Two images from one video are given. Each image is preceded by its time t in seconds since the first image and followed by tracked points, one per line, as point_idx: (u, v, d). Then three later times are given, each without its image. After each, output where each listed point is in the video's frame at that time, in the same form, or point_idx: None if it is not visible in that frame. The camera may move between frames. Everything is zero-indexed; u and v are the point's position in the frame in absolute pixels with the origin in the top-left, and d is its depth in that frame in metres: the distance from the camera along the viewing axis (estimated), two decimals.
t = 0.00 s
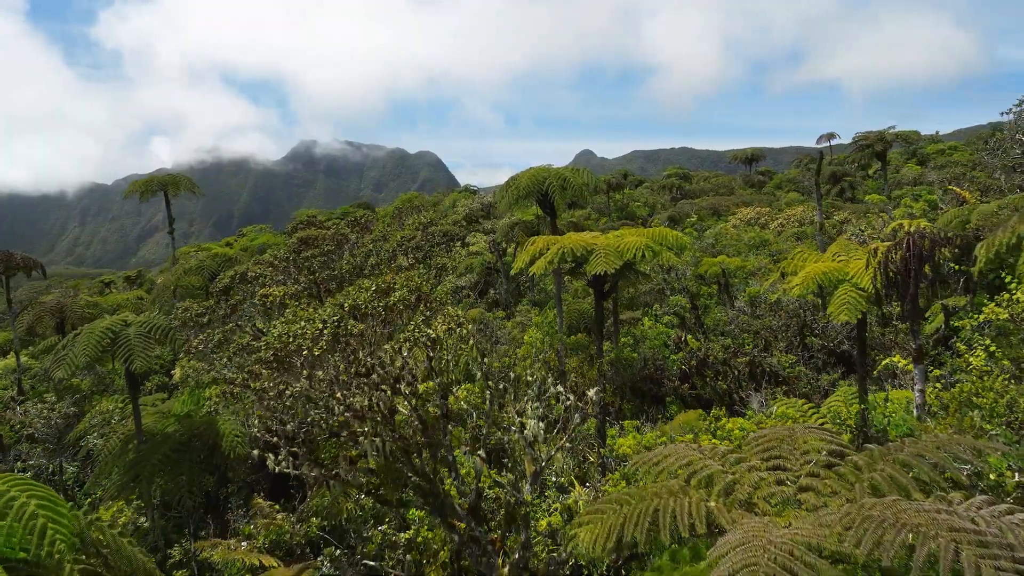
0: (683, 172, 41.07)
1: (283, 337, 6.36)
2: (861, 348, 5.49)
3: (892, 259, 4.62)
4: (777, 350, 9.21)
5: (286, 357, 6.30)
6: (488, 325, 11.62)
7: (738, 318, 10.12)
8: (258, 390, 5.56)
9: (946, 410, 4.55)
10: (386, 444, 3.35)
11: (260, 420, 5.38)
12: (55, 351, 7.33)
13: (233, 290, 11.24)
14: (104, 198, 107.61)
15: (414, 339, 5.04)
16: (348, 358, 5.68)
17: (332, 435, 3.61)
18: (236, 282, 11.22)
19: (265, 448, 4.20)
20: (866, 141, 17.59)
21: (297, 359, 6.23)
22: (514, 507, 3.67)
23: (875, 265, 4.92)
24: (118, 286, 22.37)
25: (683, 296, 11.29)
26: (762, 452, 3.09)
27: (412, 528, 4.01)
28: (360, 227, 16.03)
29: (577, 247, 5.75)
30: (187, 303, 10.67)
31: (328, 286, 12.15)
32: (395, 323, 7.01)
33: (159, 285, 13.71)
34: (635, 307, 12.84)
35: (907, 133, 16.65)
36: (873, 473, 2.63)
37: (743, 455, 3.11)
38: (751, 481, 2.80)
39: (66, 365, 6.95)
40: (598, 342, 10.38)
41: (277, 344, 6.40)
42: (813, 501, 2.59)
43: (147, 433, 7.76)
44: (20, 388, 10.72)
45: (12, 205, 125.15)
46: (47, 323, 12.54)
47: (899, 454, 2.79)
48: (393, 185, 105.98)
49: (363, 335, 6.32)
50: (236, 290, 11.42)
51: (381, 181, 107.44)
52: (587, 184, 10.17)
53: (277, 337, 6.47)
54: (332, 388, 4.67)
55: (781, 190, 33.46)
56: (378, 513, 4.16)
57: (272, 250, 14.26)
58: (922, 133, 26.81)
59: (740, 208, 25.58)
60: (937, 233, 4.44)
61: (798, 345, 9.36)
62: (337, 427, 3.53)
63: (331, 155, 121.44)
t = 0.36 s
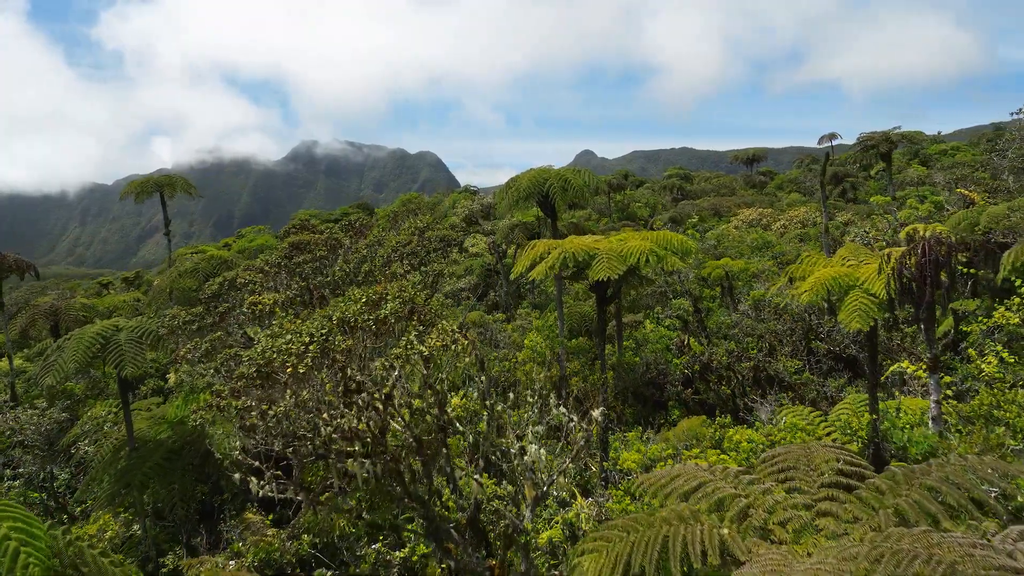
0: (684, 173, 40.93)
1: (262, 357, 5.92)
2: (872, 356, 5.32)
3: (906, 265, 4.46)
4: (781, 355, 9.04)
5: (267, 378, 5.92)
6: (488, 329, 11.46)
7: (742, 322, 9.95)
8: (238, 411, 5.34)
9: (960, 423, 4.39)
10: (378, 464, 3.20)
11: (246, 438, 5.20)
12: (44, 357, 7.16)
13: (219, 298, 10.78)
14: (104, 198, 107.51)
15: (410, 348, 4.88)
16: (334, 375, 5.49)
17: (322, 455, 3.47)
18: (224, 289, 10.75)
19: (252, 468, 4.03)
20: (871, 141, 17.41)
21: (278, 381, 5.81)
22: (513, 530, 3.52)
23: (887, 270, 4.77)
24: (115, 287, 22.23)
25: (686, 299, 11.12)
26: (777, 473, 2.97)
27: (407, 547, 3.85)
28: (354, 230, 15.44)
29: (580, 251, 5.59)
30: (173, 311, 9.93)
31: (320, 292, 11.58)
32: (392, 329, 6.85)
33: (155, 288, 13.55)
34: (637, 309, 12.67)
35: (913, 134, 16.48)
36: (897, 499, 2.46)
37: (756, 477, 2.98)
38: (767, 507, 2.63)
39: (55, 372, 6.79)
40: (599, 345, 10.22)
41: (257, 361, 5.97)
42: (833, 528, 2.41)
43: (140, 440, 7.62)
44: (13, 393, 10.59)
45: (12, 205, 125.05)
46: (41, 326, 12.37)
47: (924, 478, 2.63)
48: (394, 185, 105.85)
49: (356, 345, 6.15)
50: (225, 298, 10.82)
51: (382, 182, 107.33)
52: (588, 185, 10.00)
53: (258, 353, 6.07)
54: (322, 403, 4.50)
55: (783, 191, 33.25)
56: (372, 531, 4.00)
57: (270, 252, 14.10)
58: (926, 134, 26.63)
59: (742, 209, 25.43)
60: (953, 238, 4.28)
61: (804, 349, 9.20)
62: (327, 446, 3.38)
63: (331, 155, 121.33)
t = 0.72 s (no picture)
0: (685, 174, 40.85)
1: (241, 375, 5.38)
2: (881, 364, 5.17)
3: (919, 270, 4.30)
4: (786, 359, 8.89)
5: (249, 398, 5.39)
6: (487, 332, 11.28)
7: (746, 325, 9.79)
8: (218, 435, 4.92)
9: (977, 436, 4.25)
10: (371, 484, 3.04)
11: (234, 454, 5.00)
12: (34, 364, 7.00)
13: (208, 306, 10.22)
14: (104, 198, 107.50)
15: (406, 357, 4.74)
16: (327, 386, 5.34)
17: (313, 471, 3.32)
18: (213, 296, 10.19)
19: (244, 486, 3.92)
20: (875, 141, 17.25)
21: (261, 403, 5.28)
22: (512, 554, 3.42)
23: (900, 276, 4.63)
24: (114, 288, 22.15)
25: (688, 302, 10.96)
26: (793, 492, 2.88)
27: (402, 566, 3.71)
28: (348, 235, 14.90)
29: (582, 255, 5.43)
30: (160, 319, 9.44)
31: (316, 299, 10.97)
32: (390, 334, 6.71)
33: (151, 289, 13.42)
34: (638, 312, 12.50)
35: (918, 134, 16.32)
36: (924, 527, 2.32)
37: (771, 498, 2.88)
38: (783, 532, 2.50)
39: (45, 378, 6.64)
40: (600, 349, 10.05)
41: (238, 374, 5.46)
42: (853, 556, 2.26)
43: (133, 447, 7.49)
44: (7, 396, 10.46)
45: (12, 205, 125.05)
46: (35, 328, 12.22)
47: (950, 504, 2.49)
48: (394, 185, 105.70)
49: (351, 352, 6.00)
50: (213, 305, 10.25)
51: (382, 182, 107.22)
52: (589, 186, 9.85)
53: (239, 369, 5.55)
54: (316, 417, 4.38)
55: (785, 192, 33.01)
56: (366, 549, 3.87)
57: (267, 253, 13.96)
58: (928, 136, 26.51)
59: (743, 210, 25.30)
60: (969, 243, 4.13)
61: (808, 354, 9.04)
62: (318, 465, 3.26)
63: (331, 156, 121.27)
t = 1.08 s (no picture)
0: (686, 175, 40.70)
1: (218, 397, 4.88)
2: (893, 374, 5.01)
3: (935, 277, 4.14)
4: (792, 364, 8.72)
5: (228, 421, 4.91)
6: (487, 336, 11.12)
7: (750, 329, 9.61)
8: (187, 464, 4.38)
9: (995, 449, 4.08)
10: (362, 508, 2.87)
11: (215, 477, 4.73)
12: (23, 371, 6.83)
13: (198, 314, 9.50)
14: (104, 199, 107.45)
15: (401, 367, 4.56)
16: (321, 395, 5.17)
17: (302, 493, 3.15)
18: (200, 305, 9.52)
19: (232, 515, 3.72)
20: (880, 142, 17.09)
21: (243, 425, 4.80)
22: None
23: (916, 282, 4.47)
24: (113, 291, 22.03)
25: (692, 305, 10.79)
26: (810, 518, 2.82)
27: None
28: (342, 240, 14.34)
29: (584, 260, 5.27)
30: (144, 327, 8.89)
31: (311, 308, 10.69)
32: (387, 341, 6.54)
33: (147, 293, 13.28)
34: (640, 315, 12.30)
35: (924, 135, 16.14)
36: (957, 559, 2.18)
37: (789, 524, 2.80)
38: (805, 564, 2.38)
39: (34, 385, 6.47)
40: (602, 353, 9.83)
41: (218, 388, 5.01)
42: None
43: (124, 456, 7.33)
44: None
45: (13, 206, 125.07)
46: (30, 332, 12.07)
47: (986, 536, 2.34)
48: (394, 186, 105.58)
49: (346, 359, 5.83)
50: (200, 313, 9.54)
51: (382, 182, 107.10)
52: (590, 188, 9.69)
53: (220, 391, 5.10)
54: (306, 431, 4.21)
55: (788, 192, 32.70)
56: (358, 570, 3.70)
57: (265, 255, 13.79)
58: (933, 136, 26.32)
59: (745, 211, 25.14)
60: (987, 248, 3.96)
61: (814, 358, 8.88)
62: (308, 488, 3.10)
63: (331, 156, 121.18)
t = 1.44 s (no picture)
0: (688, 175, 40.59)
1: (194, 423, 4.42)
2: (907, 384, 4.82)
3: (952, 285, 3.97)
4: (798, 369, 8.55)
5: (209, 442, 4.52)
6: (487, 339, 10.95)
7: (755, 333, 9.42)
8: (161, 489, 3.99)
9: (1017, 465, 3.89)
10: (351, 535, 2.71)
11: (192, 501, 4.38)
12: (10, 378, 6.65)
13: (183, 324, 8.90)
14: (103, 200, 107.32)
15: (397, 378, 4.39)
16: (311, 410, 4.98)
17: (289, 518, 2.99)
18: (190, 313, 9.17)
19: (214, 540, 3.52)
20: (886, 142, 16.93)
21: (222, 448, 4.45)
22: None
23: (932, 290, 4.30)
24: (110, 292, 21.85)
25: (695, 308, 10.59)
26: (835, 546, 2.82)
27: None
28: (336, 243, 13.67)
29: (586, 265, 5.09)
30: (133, 334, 8.52)
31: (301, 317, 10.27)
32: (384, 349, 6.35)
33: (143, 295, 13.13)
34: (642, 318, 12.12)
35: (930, 135, 15.99)
36: None
37: (810, 555, 2.79)
38: None
39: (21, 393, 6.30)
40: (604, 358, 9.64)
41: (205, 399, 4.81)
42: None
43: (116, 464, 7.17)
44: None
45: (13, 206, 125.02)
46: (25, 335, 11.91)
47: None
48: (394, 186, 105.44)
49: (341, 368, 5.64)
50: (189, 322, 9.10)
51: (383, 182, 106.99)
52: (592, 190, 9.52)
53: (196, 413, 4.65)
54: (293, 451, 4.01)
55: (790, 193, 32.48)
56: None
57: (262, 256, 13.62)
58: (937, 137, 26.19)
59: (748, 211, 24.99)
60: (1010, 254, 3.78)
61: (821, 364, 8.70)
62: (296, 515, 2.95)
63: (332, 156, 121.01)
